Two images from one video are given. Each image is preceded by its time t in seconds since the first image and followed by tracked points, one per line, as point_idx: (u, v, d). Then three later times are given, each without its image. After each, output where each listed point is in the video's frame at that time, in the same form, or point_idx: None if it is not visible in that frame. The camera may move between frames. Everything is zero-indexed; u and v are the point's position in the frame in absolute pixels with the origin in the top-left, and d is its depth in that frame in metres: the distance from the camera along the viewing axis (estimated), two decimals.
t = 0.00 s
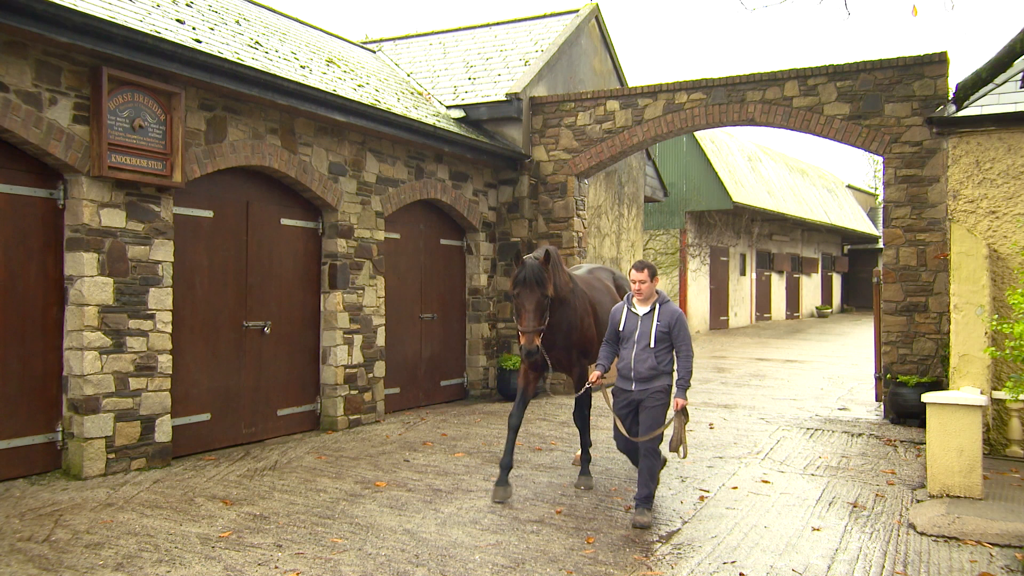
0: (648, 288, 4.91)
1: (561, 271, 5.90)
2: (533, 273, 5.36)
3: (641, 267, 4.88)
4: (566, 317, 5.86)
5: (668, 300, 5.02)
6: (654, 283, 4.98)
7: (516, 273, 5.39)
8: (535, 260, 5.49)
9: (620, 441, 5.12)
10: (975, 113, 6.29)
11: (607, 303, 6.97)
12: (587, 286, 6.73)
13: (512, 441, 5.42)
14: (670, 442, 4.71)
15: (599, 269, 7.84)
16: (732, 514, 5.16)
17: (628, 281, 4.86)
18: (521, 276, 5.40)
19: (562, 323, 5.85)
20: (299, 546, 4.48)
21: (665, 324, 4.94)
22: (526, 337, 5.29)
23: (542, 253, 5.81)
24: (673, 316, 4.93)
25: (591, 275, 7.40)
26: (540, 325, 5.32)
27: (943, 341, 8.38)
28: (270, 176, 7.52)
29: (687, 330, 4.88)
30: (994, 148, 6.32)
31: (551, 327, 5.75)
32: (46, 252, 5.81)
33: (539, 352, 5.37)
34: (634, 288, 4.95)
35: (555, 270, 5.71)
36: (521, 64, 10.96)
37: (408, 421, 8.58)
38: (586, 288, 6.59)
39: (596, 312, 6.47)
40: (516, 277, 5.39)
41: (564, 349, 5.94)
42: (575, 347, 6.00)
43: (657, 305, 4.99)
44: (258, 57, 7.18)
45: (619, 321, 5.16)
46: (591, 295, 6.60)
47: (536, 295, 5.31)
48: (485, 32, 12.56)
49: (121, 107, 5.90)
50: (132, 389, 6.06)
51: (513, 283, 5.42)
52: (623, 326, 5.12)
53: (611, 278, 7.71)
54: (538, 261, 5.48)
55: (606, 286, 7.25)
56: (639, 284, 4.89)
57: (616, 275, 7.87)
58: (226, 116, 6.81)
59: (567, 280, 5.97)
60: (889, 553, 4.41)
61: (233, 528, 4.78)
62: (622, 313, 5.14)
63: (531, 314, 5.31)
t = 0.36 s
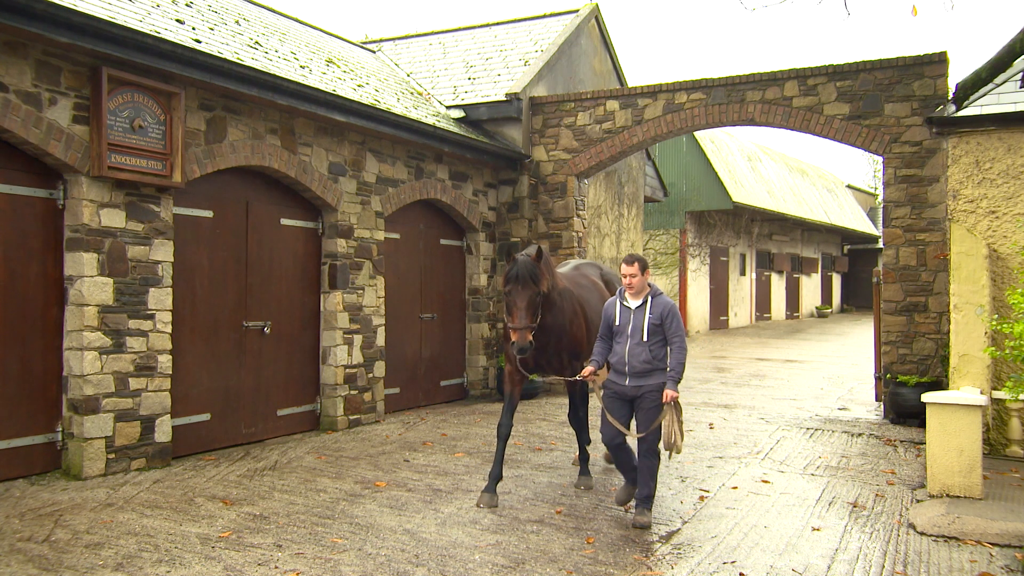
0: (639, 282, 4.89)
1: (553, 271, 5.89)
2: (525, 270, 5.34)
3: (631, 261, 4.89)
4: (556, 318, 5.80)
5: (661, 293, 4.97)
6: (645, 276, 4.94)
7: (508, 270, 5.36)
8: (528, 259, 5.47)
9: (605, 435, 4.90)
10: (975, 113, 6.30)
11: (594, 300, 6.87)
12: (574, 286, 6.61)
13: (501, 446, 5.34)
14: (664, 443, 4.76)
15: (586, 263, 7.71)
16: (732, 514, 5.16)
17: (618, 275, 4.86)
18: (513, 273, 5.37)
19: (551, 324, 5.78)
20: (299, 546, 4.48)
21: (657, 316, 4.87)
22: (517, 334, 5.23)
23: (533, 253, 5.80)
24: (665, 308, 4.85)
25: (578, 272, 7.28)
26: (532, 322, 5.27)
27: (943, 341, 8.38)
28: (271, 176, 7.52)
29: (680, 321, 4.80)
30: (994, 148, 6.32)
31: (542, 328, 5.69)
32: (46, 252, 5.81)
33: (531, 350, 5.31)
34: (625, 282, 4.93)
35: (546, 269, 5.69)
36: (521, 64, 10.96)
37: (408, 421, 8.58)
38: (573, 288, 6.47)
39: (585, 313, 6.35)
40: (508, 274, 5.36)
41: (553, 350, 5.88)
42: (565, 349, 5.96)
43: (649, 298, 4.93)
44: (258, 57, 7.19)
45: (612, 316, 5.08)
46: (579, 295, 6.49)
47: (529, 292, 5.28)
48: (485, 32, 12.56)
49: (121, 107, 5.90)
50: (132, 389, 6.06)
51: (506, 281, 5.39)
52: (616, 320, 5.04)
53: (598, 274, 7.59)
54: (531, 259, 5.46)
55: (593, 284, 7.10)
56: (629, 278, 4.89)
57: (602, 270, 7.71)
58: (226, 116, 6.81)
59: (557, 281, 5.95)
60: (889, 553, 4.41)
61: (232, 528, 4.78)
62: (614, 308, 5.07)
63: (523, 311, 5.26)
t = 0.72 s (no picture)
0: (629, 280, 4.82)
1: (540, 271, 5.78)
2: (514, 274, 5.23)
3: (620, 258, 4.84)
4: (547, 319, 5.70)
5: (652, 290, 4.90)
6: (635, 275, 4.88)
7: (496, 274, 5.25)
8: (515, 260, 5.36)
9: (597, 432, 4.78)
10: (975, 113, 6.29)
11: (582, 299, 6.71)
12: (562, 286, 6.44)
13: (500, 446, 5.35)
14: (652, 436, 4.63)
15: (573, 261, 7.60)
16: (732, 514, 5.16)
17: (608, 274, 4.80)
18: (501, 278, 5.26)
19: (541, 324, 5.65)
20: (299, 546, 4.48)
21: (650, 314, 4.80)
22: (509, 340, 5.13)
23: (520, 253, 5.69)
24: (658, 306, 4.77)
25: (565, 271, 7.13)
26: (523, 327, 5.17)
27: (943, 341, 8.38)
28: (271, 176, 7.52)
29: (674, 318, 4.74)
30: (994, 148, 6.32)
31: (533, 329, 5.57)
32: (46, 252, 5.81)
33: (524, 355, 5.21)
34: (615, 281, 4.87)
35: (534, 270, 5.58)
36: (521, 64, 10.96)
37: (408, 421, 8.58)
38: (561, 288, 6.30)
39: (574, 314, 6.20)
40: (496, 278, 5.25)
41: (546, 351, 5.77)
42: (557, 349, 5.86)
43: (641, 295, 4.85)
44: (258, 57, 7.18)
45: (604, 316, 4.99)
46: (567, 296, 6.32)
47: (519, 296, 5.18)
48: (485, 32, 12.56)
49: (121, 107, 5.90)
50: (132, 389, 6.06)
51: (494, 285, 5.28)
52: (609, 319, 4.95)
53: (586, 272, 7.41)
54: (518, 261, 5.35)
55: (581, 283, 6.92)
56: (620, 276, 4.82)
57: (591, 269, 7.53)
58: (226, 116, 6.81)
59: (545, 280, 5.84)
60: (889, 553, 4.41)
61: (232, 528, 4.78)
62: (606, 309, 4.98)
63: (514, 316, 5.16)
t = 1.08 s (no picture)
0: (618, 285, 4.62)
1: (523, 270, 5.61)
2: (498, 281, 5.07)
3: (609, 263, 4.62)
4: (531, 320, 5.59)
5: (643, 295, 4.73)
6: (624, 279, 4.67)
7: (480, 282, 5.08)
8: (499, 266, 5.17)
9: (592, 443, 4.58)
10: (975, 113, 6.29)
11: (573, 303, 6.67)
12: (552, 289, 6.36)
13: (496, 446, 5.35)
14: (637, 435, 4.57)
15: (562, 265, 7.51)
16: (732, 514, 5.16)
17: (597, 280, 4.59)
18: (486, 285, 5.10)
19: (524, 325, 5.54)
20: (299, 546, 4.48)
21: (642, 320, 4.66)
22: (496, 351, 5.01)
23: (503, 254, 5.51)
24: (649, 310, 4.64)
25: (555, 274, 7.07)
26: (510, 336, 5.04)
27: (942, 341, 8.38)
28: (270, 176, 7.52)
29: (666, 323, 4.61)
30: (994, 148, 6.32)
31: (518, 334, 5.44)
32: (46, 252, 5.81)
33: (512, 364, 5.10)
34: (603, 286, 4.66)
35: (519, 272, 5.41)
36: (521, 64, 10.96)
37: (407, 421, 8.58)
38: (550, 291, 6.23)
39: (561, 317, 6.14)
40: (480, 286, 5.09)
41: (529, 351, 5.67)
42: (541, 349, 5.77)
43: (632, 301, 4.70)
44: (258, 56, 7.18)
45: (593, 323, 4.83)
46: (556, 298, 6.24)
47: (505, 305, 5.03)
48: (485, 32, 12.56)
49: (121, 107, 5.90)
50: (132, 389, 6.06)
51: (479, 293, 5.12)
52: (599, 327, 4.80)
53: (577, 276, 7.36)
54: (503, 267, 5.18)
55: (571, 287, 6.86)
56: (607, 282, 4.61)
57: (582, 272, 7.48)
58: (226, 116, 6.82)
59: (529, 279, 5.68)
60: (889, 553, 4.41)
61: (232, 528, 4.78)
62: (596, 315, 4.82)
63: (500, 325, 5.03)
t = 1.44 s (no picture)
0: (603, 290, 4.61)
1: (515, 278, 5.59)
2: (486, 288, 5.05)
3: (594, 267, 4.61)
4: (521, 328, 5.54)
5: (629, 300, 4.70)
6: (612, 285, 4.67)
7: (468, 288, 5.07)
8: (488, 273, 5.17)
9: (582, 451, 4.51)
10: (975, 113, 6.30)
11: (563, 305, 6.66)
12: (541, 289, 6.31)
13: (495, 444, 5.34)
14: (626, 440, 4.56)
15: (555, 268, 7.47)
16: (732, 514, 5.16)
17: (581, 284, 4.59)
18: (473, 292, 5.08)
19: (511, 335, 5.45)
20: (299, 546, 4.48)
21: (630, 326, 4.61)
22: (480, 357, 4.93)
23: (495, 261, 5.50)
24: (637, 316, 4.59)
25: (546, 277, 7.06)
26: (495, 344, 4.98)
27: (942, 341, 8.38)
28: (270, 176, 7.52)
29: (654, 328, 4.56)
30: (994, 148, 6.32)
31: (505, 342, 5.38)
32: (46, 252, 5.80)
33: (497, 373, 5.03)
34: (589, 291, 4.66)
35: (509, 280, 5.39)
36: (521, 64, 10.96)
37: (407, 421, 8.58)
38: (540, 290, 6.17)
39: (549, 317, 6.07)
40: (468, 293, 5.07)
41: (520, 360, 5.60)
42: (531, 357, 5.70)
43: (619, 307, 4.66)
44: (258, 57, 7.18)
45: (581, 330, 4.79)
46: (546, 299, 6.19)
47: (490, 312, 4.99)
48: (485, 32, 12.57)
49: (121, 107, 5.90)
50: (131, 389, 6.05)
51: (466, 300, 5.10)
52: (587, 335, 4.76)
53: (567, 279, 7.34)
54: (492, 273, 5.16)
55: (560, 289, 6.84)
56: (594, 286, 4.61)
57: (573, 275, 7.46)
58: (226, 116, 6.81)
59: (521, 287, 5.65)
60: (889, 553, 4.41)
61: (232, 528, 4.78)
62: (583, 322, 4.78)
63: (485, 332, 4.98)
